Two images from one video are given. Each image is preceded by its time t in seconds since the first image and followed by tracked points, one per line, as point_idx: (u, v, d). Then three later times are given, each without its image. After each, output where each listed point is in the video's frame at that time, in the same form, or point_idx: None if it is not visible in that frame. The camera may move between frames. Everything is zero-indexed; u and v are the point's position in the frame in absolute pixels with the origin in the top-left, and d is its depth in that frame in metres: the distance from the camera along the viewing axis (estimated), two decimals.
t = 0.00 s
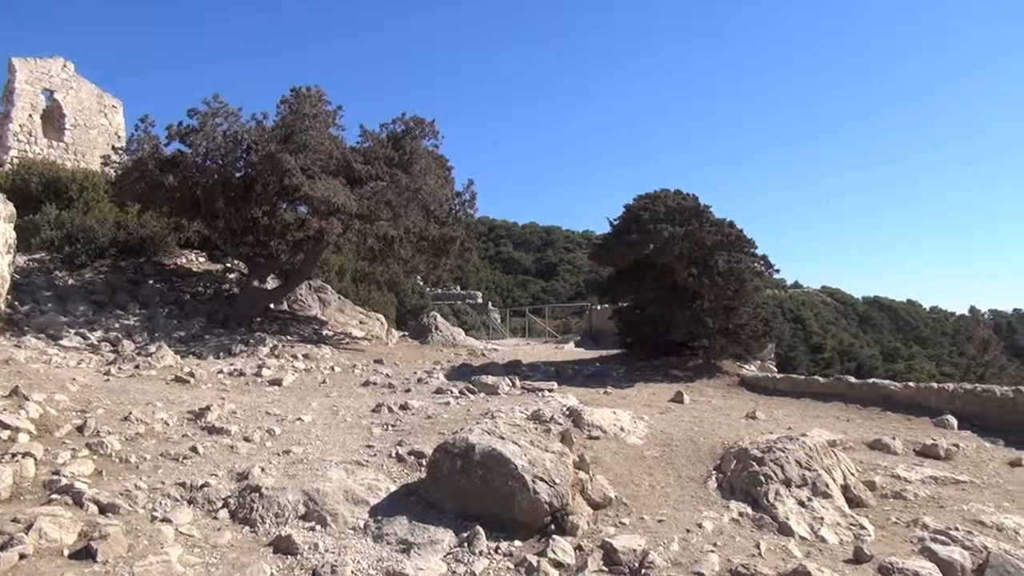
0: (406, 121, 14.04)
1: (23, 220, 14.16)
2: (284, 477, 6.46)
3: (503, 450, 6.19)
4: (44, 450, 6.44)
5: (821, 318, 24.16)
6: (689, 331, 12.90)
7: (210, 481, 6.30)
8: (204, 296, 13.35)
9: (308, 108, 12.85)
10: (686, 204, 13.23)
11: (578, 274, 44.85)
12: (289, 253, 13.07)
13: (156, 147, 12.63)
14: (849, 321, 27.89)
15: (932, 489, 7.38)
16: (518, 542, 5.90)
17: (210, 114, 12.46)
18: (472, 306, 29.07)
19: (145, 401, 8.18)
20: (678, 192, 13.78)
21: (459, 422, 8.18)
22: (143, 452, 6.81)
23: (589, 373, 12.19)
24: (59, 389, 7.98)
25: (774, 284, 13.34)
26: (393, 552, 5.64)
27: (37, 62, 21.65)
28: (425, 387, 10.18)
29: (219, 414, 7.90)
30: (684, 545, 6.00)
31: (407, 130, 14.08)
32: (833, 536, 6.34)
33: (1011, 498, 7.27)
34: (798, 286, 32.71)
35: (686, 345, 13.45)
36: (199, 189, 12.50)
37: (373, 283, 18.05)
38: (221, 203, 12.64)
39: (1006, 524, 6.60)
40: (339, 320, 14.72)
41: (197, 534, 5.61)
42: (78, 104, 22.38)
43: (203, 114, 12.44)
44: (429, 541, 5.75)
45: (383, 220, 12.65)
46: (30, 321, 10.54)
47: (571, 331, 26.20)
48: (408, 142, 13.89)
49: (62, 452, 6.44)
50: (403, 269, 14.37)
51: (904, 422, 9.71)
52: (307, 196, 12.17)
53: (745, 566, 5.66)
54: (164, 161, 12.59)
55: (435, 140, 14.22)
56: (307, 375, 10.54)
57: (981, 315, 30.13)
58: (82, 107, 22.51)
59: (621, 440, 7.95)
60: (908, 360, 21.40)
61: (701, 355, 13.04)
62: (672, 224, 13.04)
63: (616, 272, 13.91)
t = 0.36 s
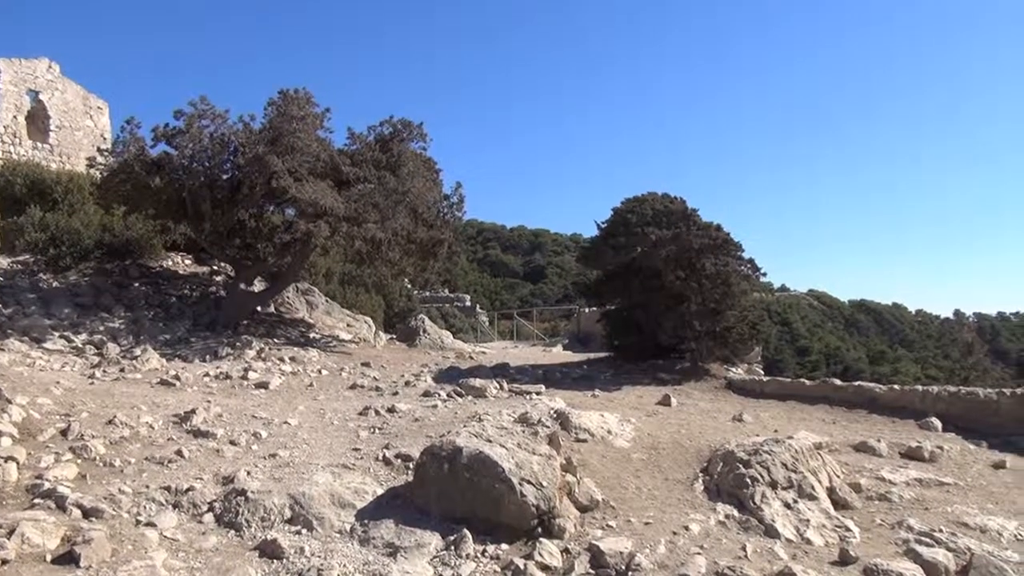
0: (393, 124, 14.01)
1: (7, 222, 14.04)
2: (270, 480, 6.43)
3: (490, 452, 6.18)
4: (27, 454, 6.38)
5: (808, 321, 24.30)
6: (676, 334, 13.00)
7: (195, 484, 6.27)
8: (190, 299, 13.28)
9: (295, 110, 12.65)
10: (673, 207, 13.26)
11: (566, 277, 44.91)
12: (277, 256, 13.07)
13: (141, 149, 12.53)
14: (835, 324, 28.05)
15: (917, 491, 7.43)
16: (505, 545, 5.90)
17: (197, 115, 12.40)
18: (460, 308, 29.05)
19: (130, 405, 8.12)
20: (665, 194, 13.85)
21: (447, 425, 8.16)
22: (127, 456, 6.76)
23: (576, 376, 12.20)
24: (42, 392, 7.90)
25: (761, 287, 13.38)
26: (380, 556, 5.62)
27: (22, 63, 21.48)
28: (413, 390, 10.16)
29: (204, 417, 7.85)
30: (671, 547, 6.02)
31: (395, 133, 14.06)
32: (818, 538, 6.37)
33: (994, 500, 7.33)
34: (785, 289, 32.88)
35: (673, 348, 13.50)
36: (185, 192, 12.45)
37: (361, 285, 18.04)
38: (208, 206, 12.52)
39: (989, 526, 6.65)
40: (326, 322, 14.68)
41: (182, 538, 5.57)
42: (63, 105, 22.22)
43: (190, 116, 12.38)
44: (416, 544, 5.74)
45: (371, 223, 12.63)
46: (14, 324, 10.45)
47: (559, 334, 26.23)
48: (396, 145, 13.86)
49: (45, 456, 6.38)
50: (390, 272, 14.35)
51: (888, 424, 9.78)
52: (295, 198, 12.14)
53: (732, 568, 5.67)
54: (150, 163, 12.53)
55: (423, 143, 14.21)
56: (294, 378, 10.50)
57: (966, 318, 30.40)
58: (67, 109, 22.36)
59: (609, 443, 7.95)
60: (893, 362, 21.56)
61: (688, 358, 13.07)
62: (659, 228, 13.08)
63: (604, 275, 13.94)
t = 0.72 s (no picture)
0: (379, 127, 14.00)
1: None
2: (254, 485, 6.39)
3: (476, 456, 6.18)
4: (8, 460, 6.31)
5: (793, 324, 24.43)
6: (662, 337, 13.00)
7: (179, 490, 6.22)
8: (174, 303, 13.19)
9: (280, 113, 12.75)
10: (659, 210, 13.31)
11: (552, 281, 44.97)
12: (262, 260, 13.24)
13: (125, 152, 12.46)
14: (820, 328, 28.22)
15: (900, 492, 7.48)
16: (491, 550, 5.89)
17: (181, 118, 12.33)
18: (447, 312, 29.02)
19: (113, 410, 8.06)
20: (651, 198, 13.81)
21: (432, 429, 8.14)
22: (110, 462, 6.70)
23: (563, 380, 12.21)
24: (24, 397, 7.82)
25: (747, 290, 13.44)
26: (365, 561, 5.60)
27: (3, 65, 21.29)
28: (399, 394, 10.14)
29: (188, 422, 7.79)
30: (656, 550, 6.03)
31: (381, 136, 14.05)
32: (803, 540, 6.40)
33: (977, 501, 7.39)
34: (770, 293, 33.06)
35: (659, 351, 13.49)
36: (170, 195, 12.36)
37: (347, 289, 18.00)
38: (192, 210, 12.41)
39: (972, 527, 6.70)
40: (312, 326, 14.63)
41: (165, 544, 5.53)
42: (46, 108, 22.05)
43: (174, 119, 12.31)
44: (402, 549, 5.72)
45: (356, 226, 12.59)
46: None
47: (545, 337, 26.24)
48: (382, 148, 13.84)
49: (26, 463, 6.32)
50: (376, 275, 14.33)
51: (872, 426, 9.85)
52: (280, 202, 12.08)
53: (717, 570, 5.69)
54: (134, 166, 12.45)
55: (409, 146, 14.19)
56: (279, 383, 10.45)
57: (949, 321, 30.66)
58: (50, 111, 22.19)
59: (595, 446, 7.96)
60: (877, 365, 21.69)
61: (674, 361, 13.00)
62: (645, 231, 13.12)
63: (590, 278, 13.97)
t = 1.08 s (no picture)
0: (365, 129, 13.98)
1: None
2: (238, 489, 6.35)
3: (462, 459, 6.17)
4: None
5: (778, 327, 24.57)
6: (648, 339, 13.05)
7: (161, 494, 6.17)
8: (158, 305, 13.10)
9: (266, 115, 12.69)
10: (644, 213, 13.35)
11: (539, 283, 45.03)
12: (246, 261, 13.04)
13: (108, 154, 12.36)
14: (805, 330, 28.42)
15: (883, 493, 7.54)
16: (476, 552, 5.87)
17: (164, 120, 12.25)
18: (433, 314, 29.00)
19: (95, 414, 7.98)
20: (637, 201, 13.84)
21: (418, 432, 8.12)
22: (92, 466, 6.64)
23: (549, 382, 12.22)
24: (4, 401, 7.73)
25: (732, 292, 13.50)
26: (350, 564, 5.58)
27: None
28: (384, 397, 10.11)
29: (172, 425, 7.73)
30: (641, 552, 6.04)
31: (366, 138, 14.02)
32: (787, 541, 6.43)
33: (959, 502, 7.46)
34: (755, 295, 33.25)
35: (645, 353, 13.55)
36: (153, 197, 12.26)
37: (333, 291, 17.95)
38: (176, 212, 12.33)
39: (954, 527, 6.76)
40: (297, 329, 14.56)
41: (148, 549, 5.48)
42: (28, 109, 21.88)
43: (157, 121, 12.23)
44: (387, 552, 5.70)
45: (342, 228, 12.54)
46: None
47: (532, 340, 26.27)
48: (367, 150, 13.83)
49: (7, 467, 6.24)
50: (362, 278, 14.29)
51: (855, 428, 9.91)
52: (265, 204, 12.03)
53: (703, 571, 5.70)
54: (117, 168, 12.35)
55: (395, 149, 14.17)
56: (264, 386, 10.39)
57: (932, 323, 30.92)
58: (32, 113, 22.02)
59: (581, 448, 7.97)
60: (861, 367, 21.85)
61: (659, 363, 13.10)
62: (631, 234, 13.14)
63: (576, 281, 14.00)
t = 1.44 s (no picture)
0: (350, 130, 13.95)
1: None
2: (222, 492, 6.31)
3: (448, 460, 6.16)
4: None
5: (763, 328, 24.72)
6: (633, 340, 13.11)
7: (145, 497, 6.12)
8: (141, 307, 13.01)
9: (250, 116, 12.63)
10: (630, 215, 13.39)
11: (525, 285, 45.06)
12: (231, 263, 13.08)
13: (90, 155, 12.25)
14: (789, 331, 28.61)
15: (866, 493, 7.59)
16: (462, 554, 5.86)
17: (148, 121, 12.17)
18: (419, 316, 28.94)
19: (77, 416, 7.91)
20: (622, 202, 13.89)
21: (404, 434, 8.11)
22: (75, 470, 6.58)
23: (535, 383, 12.23)
24: None
25: (716, 293, 13.60)
26: (335, 566, 5.55)
27: None
28: (370, 398, 10.08)
29: (155, 428, 7.67)
30: (627, 552, 6.05)
31: (352, 139, 13.99)
32: (772, 541, 6.46)
33: (941, 501, 7.52)
34: (740, 296, 33.43)
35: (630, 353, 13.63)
36: (136, 199, 12.16)
37: (318, 293, 17.90)
38: (160, 213, 12.24)
39: (936, 526, 6.81)
40: (282, 331, 14.49)
41: (131, 553, 5.43)
42: (10, 109, 21.70)
43: (140, 122, 12.14)
44: (372, 554, 5.68)
45: (327, 230, 12.50)
46: None
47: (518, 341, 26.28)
48: (352, 151, 13.82)
49: None
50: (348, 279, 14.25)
51: (839, 427, 9.98)
52: (249, 205, 11.97)
53: (688, 572, 5.72)
54: (99, 169, 12.24)
55: (381, 150, 14.14)
56: (248, 388, 10.33)
57: (915, 324, 31.20)
58: (14, 113, 21.83)
59: (567, 449, 7.98)
60: (845, 368, 22.01)
61: (645, 364, 13.21)
62: (617, 235, 13.17)
63: (562, 282, 14.02)
